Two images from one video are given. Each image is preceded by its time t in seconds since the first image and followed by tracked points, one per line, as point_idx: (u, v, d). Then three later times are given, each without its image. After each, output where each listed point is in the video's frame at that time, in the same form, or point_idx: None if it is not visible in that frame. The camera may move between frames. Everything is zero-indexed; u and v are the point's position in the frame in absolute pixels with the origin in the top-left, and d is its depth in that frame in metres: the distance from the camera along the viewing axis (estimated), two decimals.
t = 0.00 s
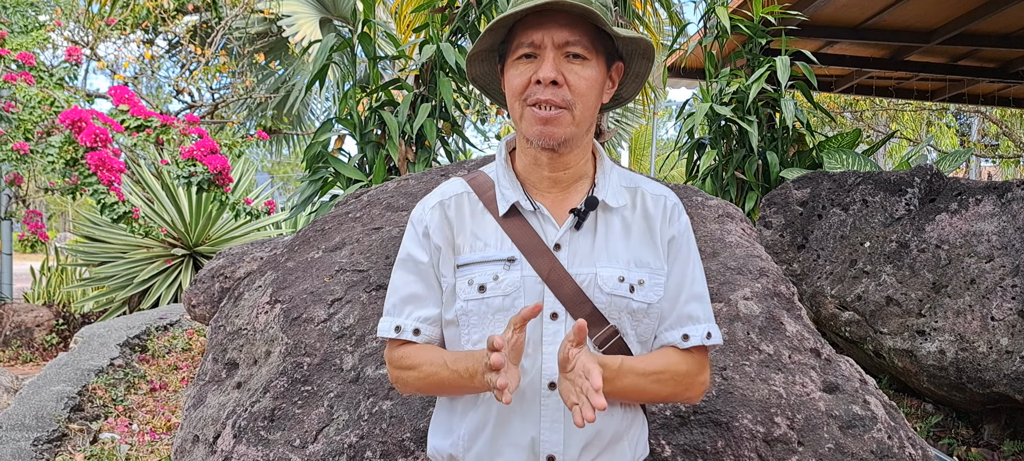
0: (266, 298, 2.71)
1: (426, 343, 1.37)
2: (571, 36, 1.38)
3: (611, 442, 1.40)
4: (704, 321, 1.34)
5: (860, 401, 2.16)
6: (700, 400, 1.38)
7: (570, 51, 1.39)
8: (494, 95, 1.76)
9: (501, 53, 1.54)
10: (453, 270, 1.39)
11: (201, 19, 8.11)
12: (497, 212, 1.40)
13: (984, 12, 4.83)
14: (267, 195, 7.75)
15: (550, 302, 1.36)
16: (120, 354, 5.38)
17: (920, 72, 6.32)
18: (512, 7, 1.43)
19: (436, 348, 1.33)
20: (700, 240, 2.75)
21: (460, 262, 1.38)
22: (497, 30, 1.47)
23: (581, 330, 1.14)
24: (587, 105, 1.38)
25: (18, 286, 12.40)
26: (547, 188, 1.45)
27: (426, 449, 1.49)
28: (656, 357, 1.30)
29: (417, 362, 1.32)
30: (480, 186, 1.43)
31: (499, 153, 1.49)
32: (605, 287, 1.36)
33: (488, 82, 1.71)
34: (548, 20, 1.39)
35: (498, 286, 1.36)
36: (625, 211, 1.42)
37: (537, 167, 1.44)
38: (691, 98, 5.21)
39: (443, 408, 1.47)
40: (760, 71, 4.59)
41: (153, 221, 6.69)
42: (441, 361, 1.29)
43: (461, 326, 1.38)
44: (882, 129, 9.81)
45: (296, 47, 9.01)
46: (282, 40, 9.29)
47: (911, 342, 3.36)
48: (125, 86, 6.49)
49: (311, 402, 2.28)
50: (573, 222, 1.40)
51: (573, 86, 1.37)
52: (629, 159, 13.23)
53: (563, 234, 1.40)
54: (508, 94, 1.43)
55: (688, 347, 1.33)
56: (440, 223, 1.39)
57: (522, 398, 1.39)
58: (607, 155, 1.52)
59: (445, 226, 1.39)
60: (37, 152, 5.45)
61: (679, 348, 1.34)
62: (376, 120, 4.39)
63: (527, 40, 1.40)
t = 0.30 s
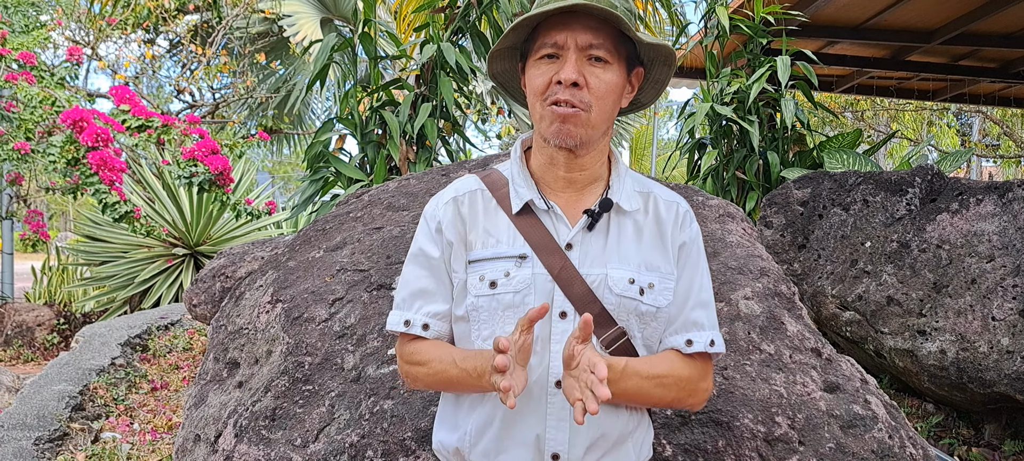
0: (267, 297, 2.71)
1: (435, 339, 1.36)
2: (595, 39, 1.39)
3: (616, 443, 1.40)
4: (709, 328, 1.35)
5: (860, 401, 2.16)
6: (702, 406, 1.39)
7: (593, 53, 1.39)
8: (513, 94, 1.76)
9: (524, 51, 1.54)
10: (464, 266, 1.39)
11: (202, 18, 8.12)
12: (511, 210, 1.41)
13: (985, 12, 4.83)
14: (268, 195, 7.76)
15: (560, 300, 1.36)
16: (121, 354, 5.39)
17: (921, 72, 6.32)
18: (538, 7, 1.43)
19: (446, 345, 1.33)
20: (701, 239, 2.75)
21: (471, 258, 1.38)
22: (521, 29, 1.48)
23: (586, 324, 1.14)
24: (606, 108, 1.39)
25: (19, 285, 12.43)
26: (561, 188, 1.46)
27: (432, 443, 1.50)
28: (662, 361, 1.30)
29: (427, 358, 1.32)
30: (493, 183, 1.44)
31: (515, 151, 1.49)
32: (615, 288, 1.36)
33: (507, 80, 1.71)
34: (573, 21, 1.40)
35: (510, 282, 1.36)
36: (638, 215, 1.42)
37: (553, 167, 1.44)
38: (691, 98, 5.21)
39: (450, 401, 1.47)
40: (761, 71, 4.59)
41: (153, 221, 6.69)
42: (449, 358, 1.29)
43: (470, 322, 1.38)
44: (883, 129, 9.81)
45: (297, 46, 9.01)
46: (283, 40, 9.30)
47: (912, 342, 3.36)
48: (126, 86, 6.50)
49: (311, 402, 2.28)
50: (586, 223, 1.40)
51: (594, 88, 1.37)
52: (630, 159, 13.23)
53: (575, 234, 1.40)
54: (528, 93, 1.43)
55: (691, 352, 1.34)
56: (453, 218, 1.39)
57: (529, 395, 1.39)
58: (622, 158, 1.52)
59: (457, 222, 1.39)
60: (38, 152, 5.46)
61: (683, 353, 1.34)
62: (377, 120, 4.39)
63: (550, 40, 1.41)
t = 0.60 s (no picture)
0: (269, 297, 2.72)
1: (439, 337, 1.37)
2: (604, 45, 1.39)
3: (616, 446, 1.41)
4: (710, 335, 1.35)
5: (861, 402, 2.17)
6: (701, 411, 1.40)
7: (602, 59, 1.39)
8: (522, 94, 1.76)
9: (534, 54, 1.54)
10: (469, 266, 1.39)
11: (203, 18, 8.13)
12: (516, 210, 1.41)
13: (986, 12, 4.82)
14: (269, 194, 7.77)
15: (563, 303, 1.37)
16: (122, 354, 5.39)
17: (922, 73, 6.31)
18: (548, 10, 1.43)
19: (451, 346, 1.34)
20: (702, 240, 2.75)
21: (476, 259, 1.38)
22: (532, 31, 1.48)
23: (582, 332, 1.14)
24: (614, 114, 1.39)
25: (20, 285, 12.46)
26: (567, 190, 1.46)
27: (434, 441, 1.50)
28: (663, 368, 1.31)
29: (432, 358, 1.33)
30: (498, 183, 1.44)
31: (522, 152, 1.50)
32: (618, 292, 1.36)
33: (517, 81, 1.71)
34: (582, 25, 1.40)
35: (513, 284, 1.36)
36: (642, 220, 1.42)
37: (560, 169, 1.45)
38: (692, 98, 5.22)
39: (452, 399, 1.48)
40: (762, 71, 4.60)
41: (155, 220, 6.70)
42: (455, 360, 1.30)
43: (474, 322, 1.39)
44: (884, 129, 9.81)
45: (298, 46, 9.03)
46: (284, 40, 9.31)
47: (912, 342, 3.36)
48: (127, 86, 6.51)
49: (312, 401, 2.28)
50: (591, 226, 1.41)
51: (602, 94, 1.38)
52: (630, 159, 13.22)
53: (579, 237, 1.40)
54: (537, 96, 1.44)
55: (692, 358, 1.34)
56: (458, 219, 1.39)
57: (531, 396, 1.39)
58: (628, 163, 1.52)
59: (463, 222, 1.40)
60: (39, 152, 5.47)
61: (684, 359, 1.35)
62: (378, 120, 4.40)
63: (560, 44, 1.41)
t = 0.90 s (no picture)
0: (270, 298, 2.72)
1: (433, 338, 1.37)
2: (602, 36, 1.40)
3: (617, 445, 1.41)
4: (712, 330, 1.36)
5: (861, 402, 2.17)
6: (708, 409, 1.40)
7: (601, 50, 1.41)
8: (517, 98, 1.76)
9: (530, 52, 1.55)
10: (467, 267, 1.39)
11: (204, 18, 8.14)
12: (515, 212, 1.41)
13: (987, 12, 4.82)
14: (270, 195, 7.77)
15: (563, 304, 1.37)
16: (123, 354, 5.40)
17: (923, 73, 6.31)
18: (545, 4, 1.45)
19: (444, 348, 1.34)
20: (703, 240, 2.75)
21: (474, 260, 1.38)
22: (529, 27, 1.49)
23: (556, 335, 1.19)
24: (613, 105, 1.40)
25: (21, 285, 12.47)
26: (565, 190, 1.46)
27: (434, 443, 1.50)
28: (666, 365, 1.31)
29: (421, 358, 1.34)
30: (497, 184, 1.44)
31: (520, 152, 1.50)
32: (617, 292, 1.36)
33: (512, 84, 1.72)
34: (580, 17, 1.41)
35: (512, 285, 1.37)
36: (640, 217, 1.42)
37: (558, 168, 1.44)
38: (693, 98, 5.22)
39: (451, 401, 1.48)
40: (763, 71, 4.60)
41: (156, 220, 6.71)
42: (445, 363, 1.30)
43: (473, 323, 1.39)
44: (884, 129, 9.81)
45: (299, 46, 9.05)
46: (285, 40, 9.33)
47: (913, 343, 3.36)
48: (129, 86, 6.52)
49: (313, 401, 2.28)
50: (590, 226, 1.41)
51: (601, 85, 1.38)
52: (631, 159, 13.22)
53: (578, 238, 1.41)
54: (535, 91, 1.44)
55: (695, 354, 1.35)
56: (457, 220, 1.39)
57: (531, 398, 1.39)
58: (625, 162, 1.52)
59: (461, 224, 1.40)
60: (41, 152, 5.48)
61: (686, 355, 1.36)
62: (379, 120, 4.40)
63: (558, 37, 1.42)
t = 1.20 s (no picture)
0: (271, 297, 2.72)
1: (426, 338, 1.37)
2: (591, 43, 1.39)
3: (616, 443, 1.41)
4: (709, 324, 1.35)
5: (862, 402, 2.17)
6: (709, 403, 1.39)
7: (590, 56, 1.40)
8: (509, 94, 1.76)
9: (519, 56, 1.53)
10: (463, 267, 1.40)
11: (205, 18, 8.15)
12: (510, 211, 1.41)
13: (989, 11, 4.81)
14: (270, 194, 7.78)
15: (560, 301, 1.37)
16: (124, 353, 5.40)
17: (924, 73, 6.31)
18: (531, 12, 1.42)
19: (435, 344, 1.34)
20: (704, 240, 2.75)
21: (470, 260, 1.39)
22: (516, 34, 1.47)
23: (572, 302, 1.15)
24: (605, 111, 1.40)
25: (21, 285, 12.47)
26: (560, 190, 1.47)
27: (432, 444, 1.50)
28: (665, 354, 1.31)
29: (409, 354, 1.34)
30: (492, 184, 1.44)
31: (513, 154, 1.50)
32: (614, 287, 1.36)
33: (503, 82, 1.71)
34: (567, 25, 1.40)
35: (509, 283, 1.37)
36: (636, 213, 1.42)
37: (551, 171, 1.45)
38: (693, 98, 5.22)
39: (450, 401, 1.48)
40: (764, 70, 4.60)
41: (156, 220, 6.70)
42: (430, 355, 1.31)
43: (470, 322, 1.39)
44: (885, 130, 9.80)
45: (300, 46, 9.05)
46: (286, 40, 9.34)
47: (913, 343, 3.36)
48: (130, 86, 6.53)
49: (314, 401, 2.29)
50: (585, 223, 1.41)
51: (591, 92, 1.38)
52: (632, 159, 13.22)
53: (574, 235, 1.41)
54: (525, 98, 1.44)
55: (692, 347, 1.34)
56: (452, 220, 1.40)
57: (529, 395, 1.39)
58: (618, 158, 1.52)
59: (456, 224, 1.40)
60: (41, 151, 5.49)
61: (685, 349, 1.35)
62: (380, 120, 4.40)
63: (546, 46, 1.41)
